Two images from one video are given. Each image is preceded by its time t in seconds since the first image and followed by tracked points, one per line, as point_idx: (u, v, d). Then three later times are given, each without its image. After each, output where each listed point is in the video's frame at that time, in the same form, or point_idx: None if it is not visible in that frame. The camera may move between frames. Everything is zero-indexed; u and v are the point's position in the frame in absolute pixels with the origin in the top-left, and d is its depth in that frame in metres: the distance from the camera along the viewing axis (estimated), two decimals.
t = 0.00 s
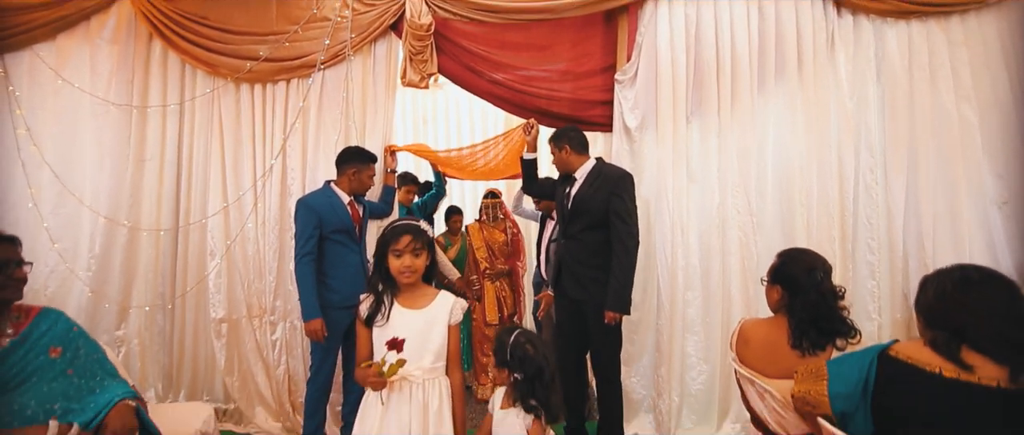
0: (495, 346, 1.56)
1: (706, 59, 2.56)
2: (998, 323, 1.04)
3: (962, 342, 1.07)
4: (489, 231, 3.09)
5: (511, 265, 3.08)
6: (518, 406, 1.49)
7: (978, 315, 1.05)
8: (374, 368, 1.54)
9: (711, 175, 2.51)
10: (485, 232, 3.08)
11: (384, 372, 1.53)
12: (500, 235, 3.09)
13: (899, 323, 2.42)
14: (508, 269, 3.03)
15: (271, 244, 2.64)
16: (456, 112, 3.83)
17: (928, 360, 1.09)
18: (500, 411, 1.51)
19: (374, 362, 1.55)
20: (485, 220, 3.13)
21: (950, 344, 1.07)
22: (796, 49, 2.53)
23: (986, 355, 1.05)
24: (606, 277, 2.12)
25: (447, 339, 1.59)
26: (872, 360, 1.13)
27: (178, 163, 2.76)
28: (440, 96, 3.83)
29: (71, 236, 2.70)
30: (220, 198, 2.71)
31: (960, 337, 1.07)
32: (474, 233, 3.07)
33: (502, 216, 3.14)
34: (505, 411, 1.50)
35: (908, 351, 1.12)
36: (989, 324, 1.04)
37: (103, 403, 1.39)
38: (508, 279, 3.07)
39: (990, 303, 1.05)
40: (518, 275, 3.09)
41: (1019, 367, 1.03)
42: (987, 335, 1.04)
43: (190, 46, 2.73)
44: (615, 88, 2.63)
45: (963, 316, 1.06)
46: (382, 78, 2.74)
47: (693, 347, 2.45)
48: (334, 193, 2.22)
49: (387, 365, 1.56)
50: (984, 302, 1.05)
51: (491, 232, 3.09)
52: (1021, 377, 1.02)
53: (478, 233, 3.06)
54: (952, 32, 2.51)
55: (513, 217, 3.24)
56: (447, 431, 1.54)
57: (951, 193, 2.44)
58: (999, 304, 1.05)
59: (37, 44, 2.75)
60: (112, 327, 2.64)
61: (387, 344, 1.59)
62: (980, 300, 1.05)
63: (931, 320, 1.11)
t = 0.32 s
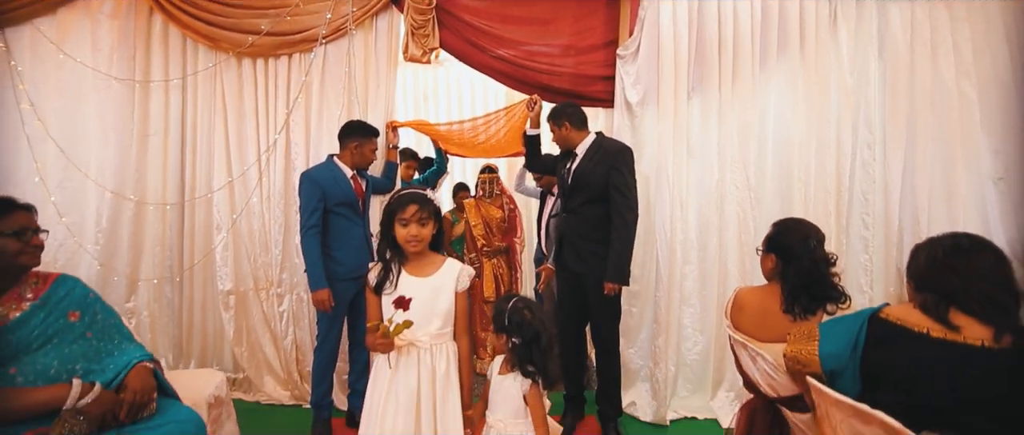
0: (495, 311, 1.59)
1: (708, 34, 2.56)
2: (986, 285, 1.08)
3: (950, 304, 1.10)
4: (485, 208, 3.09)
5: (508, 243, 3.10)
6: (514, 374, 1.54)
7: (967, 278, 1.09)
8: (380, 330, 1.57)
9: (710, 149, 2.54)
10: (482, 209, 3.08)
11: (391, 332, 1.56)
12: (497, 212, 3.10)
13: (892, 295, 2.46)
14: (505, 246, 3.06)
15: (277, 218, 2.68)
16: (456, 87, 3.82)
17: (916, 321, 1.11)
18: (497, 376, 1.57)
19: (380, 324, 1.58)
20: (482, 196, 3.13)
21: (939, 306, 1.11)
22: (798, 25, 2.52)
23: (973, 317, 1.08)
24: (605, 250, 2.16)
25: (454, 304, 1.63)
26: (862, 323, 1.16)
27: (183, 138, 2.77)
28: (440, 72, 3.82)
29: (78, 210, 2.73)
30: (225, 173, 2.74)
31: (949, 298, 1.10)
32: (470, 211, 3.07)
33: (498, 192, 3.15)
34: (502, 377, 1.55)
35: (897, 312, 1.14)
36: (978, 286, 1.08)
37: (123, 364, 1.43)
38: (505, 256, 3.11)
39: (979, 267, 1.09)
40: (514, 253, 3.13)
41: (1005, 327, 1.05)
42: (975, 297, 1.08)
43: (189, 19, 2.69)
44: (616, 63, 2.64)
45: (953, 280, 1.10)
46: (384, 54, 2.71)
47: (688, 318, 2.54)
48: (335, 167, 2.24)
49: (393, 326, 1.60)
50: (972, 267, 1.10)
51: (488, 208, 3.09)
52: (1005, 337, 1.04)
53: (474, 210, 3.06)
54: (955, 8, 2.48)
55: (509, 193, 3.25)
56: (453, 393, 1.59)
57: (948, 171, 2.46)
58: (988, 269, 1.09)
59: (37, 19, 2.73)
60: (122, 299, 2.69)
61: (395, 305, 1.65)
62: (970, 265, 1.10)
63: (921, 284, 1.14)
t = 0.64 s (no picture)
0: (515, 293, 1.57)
1: (711, 16, 2.58)
2: (977, 256, 1.11)
3: (942, 276, 1.13)
4: (484, 189, 3.10)
5: (507, 223, 3.14)
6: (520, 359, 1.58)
7: (959, 249, 1.12)
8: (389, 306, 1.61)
9: (710, 130, 2.58)
10: (481, 190, 3.09)
11: (399, 308, 1.60)
12: (496, 193, 3.12)
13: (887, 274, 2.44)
14: (505, 227, 3.10)
15: (283, 198, 2.72)
16: (459, 69, 3.84)
17: (910, 293, 1.14)
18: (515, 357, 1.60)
19: (389, 299, 1.62)
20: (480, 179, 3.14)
21: (931, 279, 1.13)
22: (801, 7, 2.50)
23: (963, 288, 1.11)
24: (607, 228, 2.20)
25: (460, 281, 1.68)
26: (855, 297, 1.19)
27: (188, 119, 2.75)
28: (442, 55, 3.83)
29: (85, 191, 2.69)
30: (232, 154, 2.77)
31: (941, 271, 1.13)
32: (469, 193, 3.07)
33: (496, 174, 3.16)
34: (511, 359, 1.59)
35: (891, 285, 1.18)
36: (970, 259, 1.11)
37: (143, 334, 1.50)
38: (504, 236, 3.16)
39: (970, 239, 1.12)
40: (513, 234, 3.18)
41: (993, 298, 1.09)
42: (967, 268, 1.11)
43: None
44: (621, 44, 2.65)
45: (946, 253, 1.13)
46: (388, 35, 2.71)
47: (688, 297, 2.59)
48: (341, 147, 2.27)
49: (401, 301, 1.63)
50: (963, 236, 1.12)
51: (486, 190, 3.11)
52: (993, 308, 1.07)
53: (474, 191, 3.07)
54: None
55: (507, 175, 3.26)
56: (460, 366, 1.64)
57: (945, 157, 2.34)
58: (979, 241, 1.12)
59: None
60: (133, 278, 2.70)
61: (405, 280, 1.68)
62: (962, 237, 1.12)
63: (915, 256, 1.17)
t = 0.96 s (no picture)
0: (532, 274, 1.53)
1: None
2: (966, 227, 1.07)
3: (935, 253, 1.07)
4: (483, 171, 3.12)
5: (507, 204, 3.17)
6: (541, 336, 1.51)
7: (949, 218, 1.08)
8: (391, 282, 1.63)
9: (710, 112, 2.61)
10: (481, 173, 3.11)
11: (400, 284, 1.61)
12: (496, 174, 3.14)
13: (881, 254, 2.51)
14: (506, 208, 3.13)
15: (290, 179, 2.77)
16: (460, 52, 3.86)
17: (900, 271, 1.09)
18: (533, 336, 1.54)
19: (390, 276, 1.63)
20: (479, 161, 3.16)
21: (924, 256, 1.07)
22: None
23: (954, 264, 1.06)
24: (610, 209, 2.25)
25: (462, 259, 1.68)
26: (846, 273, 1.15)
27: (194, 100, 2.76)
28: (444, 38, 3.86)
29: (93, 171, 2.67)
30: (238, 135, 2.80)
31: (935, 246, 1.08)
32: (470, 175, 3.08)
33: (496, 156, 3.20)
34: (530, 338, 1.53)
35: (881, 262, 1.13)
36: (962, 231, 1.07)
37: (163, 308, 1.56)
38: (505, 217, 3.19)
39: (959, 207, 1.08)
40: (513, 213, 3.23)
41: (984, 272, 1.03)
42: (957, 240, 1.07)
43: None
44: (622, 26, 2.67)
45: (937, 226, 1.08)
46: (391, 17, 2.73)
47: (686, 276, 2.64)
48: (346, 128, 2.31)
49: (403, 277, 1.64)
50: (951, 205, 1.08)
51: (486, 172, 3.13)
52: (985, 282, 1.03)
53: (474, 174, 3.09)
54: None
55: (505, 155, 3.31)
56: (465, 341, 1.66)
57: (939, 142, 2.36)
58: (967, 209, 1.09)
59: None
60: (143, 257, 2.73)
61: (408, 257, 1.67)
62: (951, 204, 1.08)
63: (905, 232, 1.12)
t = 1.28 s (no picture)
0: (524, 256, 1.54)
1: None
2: (934, 210, 1.11)
3: (903, 236, 1.12)
4: (484, 158, 3.15)
5: (508, 189, 3.20)
6: (552, 315, 1.51)
7: (920, 200, 1.11)
8: (391, 265, 1.57)
9: (705, 98, 2.65)
10: (481, 159, 3.13)
11: (400, 266, 1.56)
12: (496, 160, 3.17)
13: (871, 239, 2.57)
14: (507, 194, 3.15)
15: (294, 165, 2.81)
16: (461, 37, 3.86)
17: (870, 256, 1.14)
18: (533, 317, 1.55)
19: (389, 258, 1.58)
20: (479, 147, 3.20)
21: (892, 239, 1.12)
22: None
23: (920, 246, 1.11)
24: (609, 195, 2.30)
25: (459, 242, 1.64)
26: (821, 255, 1.20)
27: (198, 86, 2.79)
28: (443, 24, 3.85)
29: (101, 158, 2.71)
30: (242, 122, 2.84)
31: (903, 229, 1.12)
32: (470, 160, 3.12)
33: (495, 142, 3.24)
34: (539, 318, 1.53)
35: (852, 246, 1.18)
36: (930, 215, 1.10)
37: (177, 287, 1.64)
38: (505, 202, 3.21)
39: (929, 190, 1.12)
40: (514, 199, 3.25)
41: (950, 255, 1.08)
42: (922, 222, 1.11)
43: None
44: (621, 14, 2.67)
45: (905, 210, 1.12)
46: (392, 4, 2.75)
47: (680, 260, 2.72)
48: (347, 114, 2.36)
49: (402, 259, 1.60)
50: (919, 187, 1.12)
51: (486, 157, 3.17)
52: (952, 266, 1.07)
53: (474, 160, 3.12)
54: None
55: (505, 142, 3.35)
56: (462, 324, 1.61)
57: (931, 123, 2.41)
58: (936, 190, 1.12)
59: None
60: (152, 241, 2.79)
61: (408, 239, 1.61)
62: (921, 186, 1.12)
63: (877, 215, 1.16)
